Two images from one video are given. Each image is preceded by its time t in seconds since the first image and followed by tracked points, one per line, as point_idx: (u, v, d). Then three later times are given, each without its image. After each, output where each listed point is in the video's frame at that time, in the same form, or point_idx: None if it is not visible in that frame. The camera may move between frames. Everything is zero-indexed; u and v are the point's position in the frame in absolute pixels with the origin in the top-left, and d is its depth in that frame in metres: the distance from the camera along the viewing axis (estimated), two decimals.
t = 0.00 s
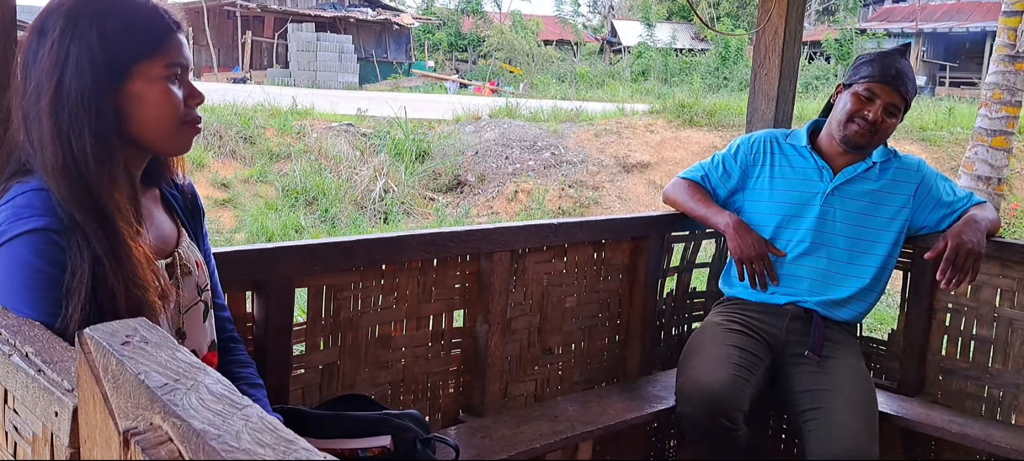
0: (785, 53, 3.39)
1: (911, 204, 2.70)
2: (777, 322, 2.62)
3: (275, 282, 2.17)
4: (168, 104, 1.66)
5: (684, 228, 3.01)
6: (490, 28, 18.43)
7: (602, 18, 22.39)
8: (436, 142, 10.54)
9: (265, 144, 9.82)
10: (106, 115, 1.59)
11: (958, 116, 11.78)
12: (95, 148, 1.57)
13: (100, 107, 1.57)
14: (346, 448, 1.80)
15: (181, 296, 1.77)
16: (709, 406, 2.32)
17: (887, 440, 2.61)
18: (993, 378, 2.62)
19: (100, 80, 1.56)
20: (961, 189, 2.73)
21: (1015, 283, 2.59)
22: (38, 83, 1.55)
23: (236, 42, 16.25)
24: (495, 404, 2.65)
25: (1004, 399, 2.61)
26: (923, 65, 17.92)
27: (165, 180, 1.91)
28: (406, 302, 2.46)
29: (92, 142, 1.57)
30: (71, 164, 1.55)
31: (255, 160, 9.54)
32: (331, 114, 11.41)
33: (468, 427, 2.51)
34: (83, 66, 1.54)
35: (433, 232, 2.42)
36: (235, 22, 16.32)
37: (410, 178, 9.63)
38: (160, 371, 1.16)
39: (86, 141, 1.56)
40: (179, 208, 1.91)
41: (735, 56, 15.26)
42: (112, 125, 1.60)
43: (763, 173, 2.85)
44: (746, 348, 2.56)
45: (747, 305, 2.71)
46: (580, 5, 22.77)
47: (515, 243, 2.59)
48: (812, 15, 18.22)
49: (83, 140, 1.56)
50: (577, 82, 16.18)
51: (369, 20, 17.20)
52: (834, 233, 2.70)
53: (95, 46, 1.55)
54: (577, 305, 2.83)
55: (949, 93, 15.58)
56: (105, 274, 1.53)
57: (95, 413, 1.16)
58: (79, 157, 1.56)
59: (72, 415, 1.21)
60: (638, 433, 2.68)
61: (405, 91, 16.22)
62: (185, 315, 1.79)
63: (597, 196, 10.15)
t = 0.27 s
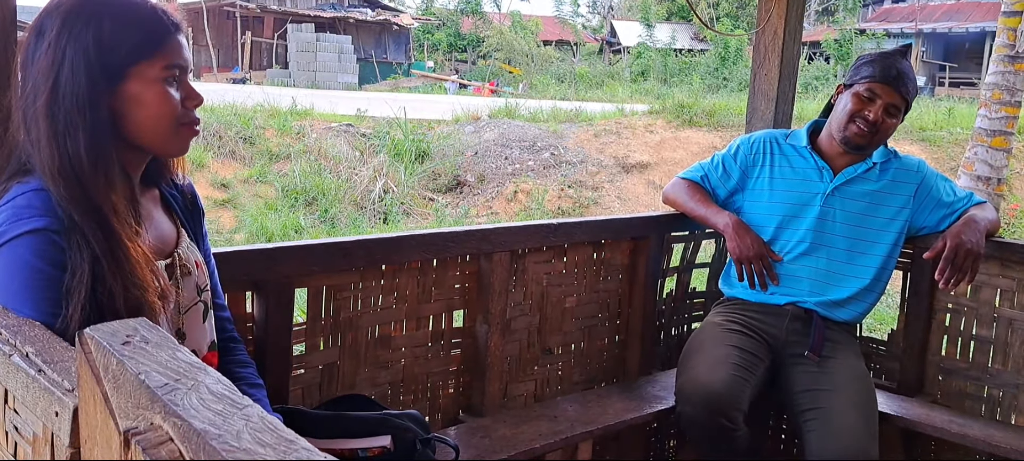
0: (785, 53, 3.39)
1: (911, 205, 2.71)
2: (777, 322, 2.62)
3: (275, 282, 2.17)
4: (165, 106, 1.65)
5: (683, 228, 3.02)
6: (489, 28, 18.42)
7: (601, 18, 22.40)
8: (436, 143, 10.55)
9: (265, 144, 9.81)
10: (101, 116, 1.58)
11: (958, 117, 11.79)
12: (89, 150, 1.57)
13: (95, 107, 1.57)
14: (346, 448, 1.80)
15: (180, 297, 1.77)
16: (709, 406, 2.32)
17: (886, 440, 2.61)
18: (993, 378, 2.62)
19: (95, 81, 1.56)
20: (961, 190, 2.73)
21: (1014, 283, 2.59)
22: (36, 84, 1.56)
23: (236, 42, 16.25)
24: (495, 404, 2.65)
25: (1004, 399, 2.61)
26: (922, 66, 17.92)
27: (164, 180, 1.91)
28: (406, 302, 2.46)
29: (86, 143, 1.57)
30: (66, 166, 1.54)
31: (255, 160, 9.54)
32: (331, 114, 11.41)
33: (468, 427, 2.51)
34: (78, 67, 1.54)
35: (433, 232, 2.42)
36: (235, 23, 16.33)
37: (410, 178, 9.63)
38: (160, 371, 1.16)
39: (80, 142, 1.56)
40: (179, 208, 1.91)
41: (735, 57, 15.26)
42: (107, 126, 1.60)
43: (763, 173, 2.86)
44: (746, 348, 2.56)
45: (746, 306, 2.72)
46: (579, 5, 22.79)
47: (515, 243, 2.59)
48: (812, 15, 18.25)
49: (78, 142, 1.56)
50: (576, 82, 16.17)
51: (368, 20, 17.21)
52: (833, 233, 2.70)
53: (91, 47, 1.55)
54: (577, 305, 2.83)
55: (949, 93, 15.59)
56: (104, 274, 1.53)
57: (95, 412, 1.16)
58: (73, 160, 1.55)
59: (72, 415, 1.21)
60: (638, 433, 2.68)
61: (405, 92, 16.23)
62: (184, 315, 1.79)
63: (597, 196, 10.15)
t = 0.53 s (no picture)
0: (784, 53, 3.39)
1: (911, 205, 2.71)
2: (777, 322, 2.62)
3: (275, 282, 2.17)
4: (163, 108, 1.65)
5: (683, 229, 3.02)
6: (489, 28, 18.41)
7: (601, 19, 22.39)
8: (435, 143, 10.55)
9: (265, 145, 9.80)
10: (98, 119, 1.58)
11: (957, 117, 11.81)
12: (85, 153, 1.56)
13: (92, 109, 1.57)
14: (346, 448, 1.80)
15: (180, 298, 1.77)
16: (709, 407, 2.32)
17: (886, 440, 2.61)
18: (992, 378, 2.63)
19: (92, 83, 1.56)
20: (960, 190, 2.74)
21: (1014, 284, 2.59)
22: (35, 85, 1.56)
23: (236, 43, 16.26)
24: (495, 404, 2.65)
25: (1004, 400, 2.61)
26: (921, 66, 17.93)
27: (164, 181, 1.91)
28: (406, 302, 2.46)
29: (83, 145, 1.57)
30: (64, 168, 1.54)
31: (255, 161, 9.53)
32: (330, 115, 11.41)
33: (469, 427, 2.51)
34: (76, 68, 1.54)
35: (434, 232, 2.42)
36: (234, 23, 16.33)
37: (409, 178, 9.63)
38: (161, 370, 1.16)
39: (76, 145, 1.56)
40: (179, 209, 1.91)
41: (734, 57, 15.28)
42: (104, 128, 1.60)
43: (763, 173, 2.86)
44: (745, 349, 2.57)
45: (746, 306, 2.72)
46: (579, 6, 22.79)
47: (515, 243, 2.59)
48: (811, 15, 18.28)
49: (75, 145, 1.56)
50: (576, 83, 16.18)
51: (368, 21, 17.21)
52: (833, 234, 2.70)
53: (88, 49, 1.55)
54: (576, 305, 2.83)
55: (948, 93, 15.61)
56: (103, 275, 1.53)
57: (96, 413, 1.16)
58: (70, 162, 1.55)
59: (73, 415, 1.21)
60: (638, 434, 2.67)
61: (404, 92, 16.24)
62: (184, 315, 1.79)
63: (597, 197, 10.15)
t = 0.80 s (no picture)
0: (784, 54, 3.40)
1: (911, 206, 2.71)
2: (777, 323, 2.62)
3: (275, 282, 2.17)
4: (164, 110, 1.65)
5: (683, 229, 3.02)
6: (488, 29, 18.40)
7: (601, 19, 22.40)
8: (434, 144, 10.55)
9: (265, 145, 9.80)
10: (99, 120, 1.58)
11: (957, 118, 11.82)
12: (85, 154, 1.57)
13: (94, 110, 1.57)
14: (346, 449, 1.80)
15: (180, 298, 1.77)
16: (709, 407, 2.32)
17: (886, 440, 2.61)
18: (992, 379, 2.63)
19: (94, 84, 1.56)
20: (961, 191, 2.74)
21: (1014, 284, 2.59)
22: (37, 85, 1.56)
23: (235, 43, 16.26)
24: (495, 404, 2.65)
25: (1004, 400, 2.61)
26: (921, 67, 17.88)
27: (165, 181, 1.91)
28: (406, 303, 2.46)
29: (83, 146, 1.57)
30: (65, 169, 1.55)
31: (254, 161, 9.53)
32: (330, 115, 11.41)
33: (468, 428, 2.52)
34: (77, 69, 1.54)
35: (434, 233, 2.42)
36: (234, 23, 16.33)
37: (409, 179, 9.63)
38: (162, 370, 1.16)
39: (77, 146, 1.56)
40: (179, 209, 1.92)
41: (734, 58, 15.29)
42: (105, 129, 1.60)
43: (764, 173, 2.86)
44: (745, 349, 2.57)
45: (746, 307, 2.72)
46: (578, 6, 22.80)
47: (515, 244, 2.59)
48: (811, 16, 18.30)
49: (76, 146, 1.56)
50: (575, 83, 16.19)
51: (367, 21, 17.22)
52: (833, 234, 2.71)
53: (91, 50, 1.55)
54: (576, 305, 2.84)
55: (948, 93, 15.62)
56: (104, 276, 1.53)
57: (97, 413, 1.17)
58: (71, 162, 1.55)
59: (74, 415, 1.22)
60: (637, 434, 2.67)
61: (404, 92, 16.25)
62: (184, 316, 1.79)
63: (596, 197, 10.15)
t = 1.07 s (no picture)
0: (784, 55, 3.40)
1: (911, 207, 2.72)
2: (777, 324, 2.63)
3: (275, 283, 2.17)
4: (165, 111, 1.66)
5: (683, 230, 3.02)
6: (488, 29, 18.40)
7: (600, 20, 22.43)
8: (434, 144, 10.55)
9: (264, 146, 9.80)
10: (100, 122, 1.58)
11: (956, 118, 11.83)
12: (86, 155, 1.57)
13: (95, 110, 1.57)
14: (346, 449, 1.81)
15: (180, 299, 1.77)
16: (708, 407, 2.32)
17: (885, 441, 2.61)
18: (992, 380, 2.63)
19: (95, 86, 1.56)
20: (960, 192, 2.74)
21: (1013, 286, 2.59)
22: (38, 85, 1.56)
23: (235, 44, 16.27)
24: (494, 405, 2.65)
25: (1003, 401, 2.61)
26: (920, 67, 17.86)
27: (165, 182, 1.92)
28: (405, 303, 2.46)
29: (84, 145, 1.57)
30: (68, 171, 1.55)
31: (254, 162, 9.54)
32: (329, 116, 11.42)
33: (468, 429, 2.52)
34: (79, 71, 1.54)
35: (434, 233, 2.43)
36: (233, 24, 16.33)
37: (408, 179, 9.63)
38: (162, 371, 1.16)
39: (78, 147, 1.56)
40: (179, 209, 1.92)
41: (733, 58, 15.32)
42: (106, 130, 1.60)
43: (763, 174, 2.86)
44: (745, 350, 2.57)
45: (745, 308, 2.72)
46: (578, 7, 22.81)
47: (514, 245, 2.60)
48: (810, 16, 18.33)
49: (76, 147, 1.56)
50: (575, 84, 16.19)
51: (367, 22, 17.23)
52: (833, 235, 2.71)
53: (92, 52, 1.55)
54: (576, 306, 2.84)
55: (947, 94, 15.64)
56: (106, 276, 1.53)
57: (97, 414, 1.17)
58: (72, 162, 1.55)
59: (75, 416, 1.22)
60: (637, 435, 2.67)
61: (403, 93, 16.26)
62: (184, 316, 1.79)
63: (596, 198, 10.16)
